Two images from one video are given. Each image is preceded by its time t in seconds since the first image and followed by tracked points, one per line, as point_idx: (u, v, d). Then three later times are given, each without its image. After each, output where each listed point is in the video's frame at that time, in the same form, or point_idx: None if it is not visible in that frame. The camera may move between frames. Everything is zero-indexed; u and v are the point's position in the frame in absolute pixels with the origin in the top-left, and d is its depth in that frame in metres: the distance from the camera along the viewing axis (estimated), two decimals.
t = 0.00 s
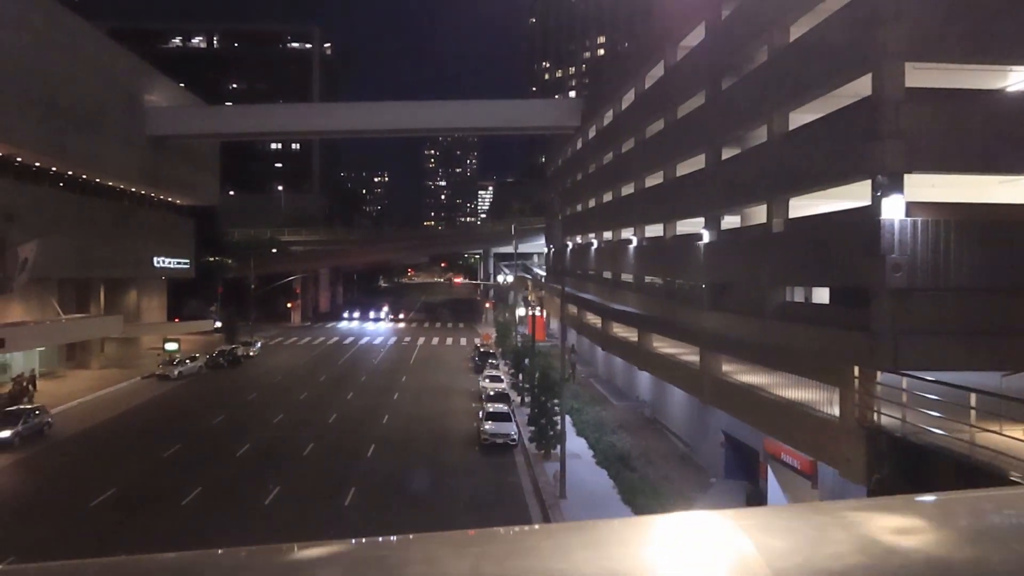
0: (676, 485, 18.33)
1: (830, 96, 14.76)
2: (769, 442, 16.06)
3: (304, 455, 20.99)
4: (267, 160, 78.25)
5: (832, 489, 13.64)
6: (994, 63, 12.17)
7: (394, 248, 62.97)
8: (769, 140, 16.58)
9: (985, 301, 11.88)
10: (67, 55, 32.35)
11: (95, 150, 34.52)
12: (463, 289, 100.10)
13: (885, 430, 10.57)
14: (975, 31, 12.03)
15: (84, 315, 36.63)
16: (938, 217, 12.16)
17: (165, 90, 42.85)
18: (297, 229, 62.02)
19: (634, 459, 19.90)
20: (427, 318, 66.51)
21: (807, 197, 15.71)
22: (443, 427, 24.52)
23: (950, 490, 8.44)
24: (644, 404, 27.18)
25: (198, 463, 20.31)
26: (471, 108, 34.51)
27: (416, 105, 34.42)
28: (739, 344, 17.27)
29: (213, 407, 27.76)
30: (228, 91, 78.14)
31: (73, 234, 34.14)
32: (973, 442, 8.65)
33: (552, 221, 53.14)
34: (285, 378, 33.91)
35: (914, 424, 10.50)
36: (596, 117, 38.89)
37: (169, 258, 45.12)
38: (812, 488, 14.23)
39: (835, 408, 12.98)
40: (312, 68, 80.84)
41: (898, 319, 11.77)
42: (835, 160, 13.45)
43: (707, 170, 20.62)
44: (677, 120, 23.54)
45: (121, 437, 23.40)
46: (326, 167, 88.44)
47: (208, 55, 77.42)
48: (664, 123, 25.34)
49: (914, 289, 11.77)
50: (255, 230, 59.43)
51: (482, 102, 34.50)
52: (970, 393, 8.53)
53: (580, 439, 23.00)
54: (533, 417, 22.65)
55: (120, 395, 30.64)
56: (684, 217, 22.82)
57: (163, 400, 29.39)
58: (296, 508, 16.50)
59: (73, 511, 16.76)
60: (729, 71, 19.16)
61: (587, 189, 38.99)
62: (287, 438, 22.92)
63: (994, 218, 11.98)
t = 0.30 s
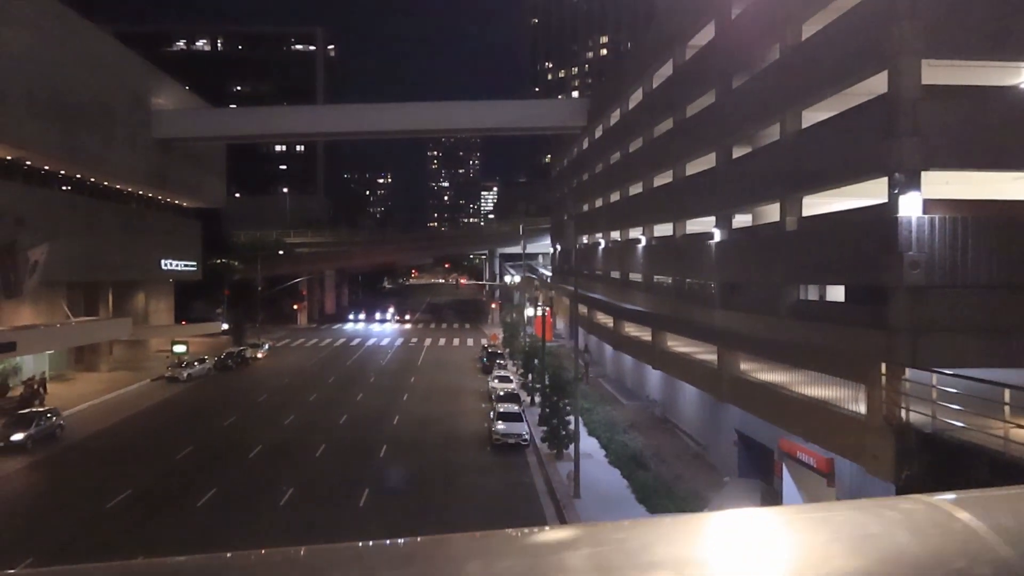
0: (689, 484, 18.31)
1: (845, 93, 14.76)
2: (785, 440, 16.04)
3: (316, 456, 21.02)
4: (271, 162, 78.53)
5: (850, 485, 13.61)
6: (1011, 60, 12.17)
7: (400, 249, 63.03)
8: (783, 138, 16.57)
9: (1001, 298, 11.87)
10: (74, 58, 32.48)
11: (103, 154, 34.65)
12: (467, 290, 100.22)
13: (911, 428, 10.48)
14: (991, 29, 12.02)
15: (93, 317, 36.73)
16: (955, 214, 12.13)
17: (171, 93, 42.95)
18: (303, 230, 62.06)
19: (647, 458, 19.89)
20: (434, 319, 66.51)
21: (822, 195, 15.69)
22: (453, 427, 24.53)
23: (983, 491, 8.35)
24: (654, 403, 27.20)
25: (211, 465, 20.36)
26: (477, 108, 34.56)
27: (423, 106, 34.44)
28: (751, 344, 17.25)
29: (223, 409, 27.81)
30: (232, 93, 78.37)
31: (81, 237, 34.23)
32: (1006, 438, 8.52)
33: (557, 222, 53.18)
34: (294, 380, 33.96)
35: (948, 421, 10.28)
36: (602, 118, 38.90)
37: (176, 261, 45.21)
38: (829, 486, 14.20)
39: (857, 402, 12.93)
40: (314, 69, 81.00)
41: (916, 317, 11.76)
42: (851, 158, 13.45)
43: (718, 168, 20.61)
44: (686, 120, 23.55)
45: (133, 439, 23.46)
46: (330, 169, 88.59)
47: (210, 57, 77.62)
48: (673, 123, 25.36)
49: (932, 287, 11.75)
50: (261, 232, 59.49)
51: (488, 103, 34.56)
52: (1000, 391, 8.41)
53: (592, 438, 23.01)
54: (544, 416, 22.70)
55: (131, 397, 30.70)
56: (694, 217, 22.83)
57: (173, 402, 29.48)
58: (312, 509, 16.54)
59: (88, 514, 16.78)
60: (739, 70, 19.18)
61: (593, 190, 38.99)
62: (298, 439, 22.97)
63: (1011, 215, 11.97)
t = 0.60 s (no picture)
0: (702, 484, 18.32)
1: (861, 93, 14.74)
2: (800, 441, 16.04)
3: (328, 456, 21.06)
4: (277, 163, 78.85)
5: (867, 485, 13.60)
6: None
7: (406, 250, 63.05)
8: (797, 138, 16.55)
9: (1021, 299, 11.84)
10: (85, 60, 32.60)
11: (113, 155, 34.76)
12: (473, 291, 100.27)
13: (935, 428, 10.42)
14: (1010, 28, 12.00)
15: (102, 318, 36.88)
16: (973, 214, 12.11)
17: (180, 94, 43.07)
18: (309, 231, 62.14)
19: (659, 459, 19.90)
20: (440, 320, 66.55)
21: (837, 196, 15.65)
22: (464, 428, 24.55)
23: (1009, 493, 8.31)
24: (664, 403, 27.22)
25: (223, 466, 20.40)
26: (486, 109, 34.59)
27: (432, 106, 34.46)
28: (765, 344, 17.22)
29: (234, 410, 27.89)
30: (240, 95, 79.44)
31: (91, 238, 34.33)
32: None
33: (564, 222, 53.15)
34: (303, 381, 34.00)
35: (980, 420, 10.13)
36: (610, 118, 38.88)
37: (184, 261, 45.30)
38: (845, 486, 14.21)
39: (880, 400, 12.88)
40: (321, 69, 79.96)
41: (935, 317, 11.74)
42: (867, 159, 13.44)
43: (730, 169, 20.60)
44: (696, 120, 23.56)
45: (145, 440, 23.54)
46: (336, 170, 88.77)
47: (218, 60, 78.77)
48: (683, 122, 25.34)
49: (951, 287, 11.73)
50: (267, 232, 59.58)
51: (496, 103, 34.60)
52: None
53: (603, 439, 23.04)
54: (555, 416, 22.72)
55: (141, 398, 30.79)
56: (705, 217, 22.80)
57: (183, 403, 29.54)
58: (327, 509, 16.58)
59: (103, 515, 16.80)
60: (752, 70, 19.19)
61: (601, 190, 38.96)
62: (309, 440, 23.00)
63: None
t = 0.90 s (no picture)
0: (717, 483, 18.31)
1: (876, 91, 14.72)
2: (816, 439, 16.00)
3: (341, 456, 21.11)
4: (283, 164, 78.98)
5: (885, 484, 13.57)
6: None
7: (414, 249, 63.12)
8: (811, 137, 16.53)
9: None
10: (96, 61, 32.71)
11: (123, 156, 34.85)
12: (479, 292, 100.29)
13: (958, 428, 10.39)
14: None
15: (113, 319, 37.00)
16: (993, 212, 12.08)
17: (189, 95, 43.18)
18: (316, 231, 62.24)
19: (672, 458, 19.89)
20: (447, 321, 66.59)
21: (853, 195, 15.63)
22: (475, 428, 24.56)
23: None
24: (675, 403, 27.20)
25: (236, 465, 20.43)
26: (494, 109, 34.59)
27: (441, 106, 34.48)
28: (780, 343, 17.17)
29: (245, 410, 27.95)
30: (245, 96, 78.89)
31: (102, 239, 34.43)
32: None
33: (571, 222, 53.14)
34: (313, 381, 34.06)
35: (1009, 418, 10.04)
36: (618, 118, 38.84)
37: (193, 262, 45.41)
38: (863, 485, 14.19)
39: (905, 398, 12.86)
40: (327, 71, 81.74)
41: (955, 316, 11.70)
42: (885, 158, 13.41)
43: (742, 168, 20.57)
44: (708, 119, 23.53)
45: (158, 440, 23.59)
46: (343, 171, 88.90)
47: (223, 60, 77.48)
48: (694, 121, 25.31)
49: (971, 286, 11.70)
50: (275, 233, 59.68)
51: (505, 103, 34.60)
52: None
53: (616, 439, 23.00)
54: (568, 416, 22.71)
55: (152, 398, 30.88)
56: (717, 216, 22.76)
57: (194, 403, 29.61)
58: (342, 508, 16.61)
59: (119, 514, 16.86)
60: (765, 69, 19.15)
61: (610, 190, 38.95)
62: (321, 440, 23.05)
63: None
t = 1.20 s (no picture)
0: (731, 484, 18.30)
1: (893, 92, 14.70)
2: (832, 441, 15.97)
3: (354, 456, 21.14)
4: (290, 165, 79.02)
5: (903, 486, 13.53)
6: None
7: (422, 250, 63.21)
8: (827, 138, 16.49)
9: None
10: (107, 62, 32.85)
11: (134, 157, 34.98)
12: (487, 292, 100.41)
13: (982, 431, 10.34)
14: None
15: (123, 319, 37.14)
16: (1013, 213, 12.03)
17: (198, 95, 43.30)
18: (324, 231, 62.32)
19: (684, 459, 19.90)
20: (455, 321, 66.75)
21: (869, 196, 15.61)
22: (487, 428, 24.59)
23: None
24: (685, 404, 27.21)
25: (251, 465, 20.49)
26: (504, 109, 34.62)
27: (450, 107, 34.54)
28: (795, 344, 17.16)
29: (256, 410, 28.01)
30: (254, 96, 80.42)
31: (113, 239, 34.57)
32: None
33: (579, 223, 53.13)
34: (323, 381, 34.14)
35: None
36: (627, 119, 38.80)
37: (202, 262, 45.55)
38: (880, 486, 14.14)
39: (926, 399, 12.81)
40: (334, 71, 80.05)
41: (974, 318, 11.68)
42: (902, 159, 13.39)
43: (756, 169, 20.55)
44: (720, 120, 23.52)
45: (171, 439, 23.70)
46: (351, 172, 89.13)
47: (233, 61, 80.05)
48: (706, 122, 25.32)
49: (991, 287, 11.66)
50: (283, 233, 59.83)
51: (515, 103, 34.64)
52: None
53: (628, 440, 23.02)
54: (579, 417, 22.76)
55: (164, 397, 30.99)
56: (730, 216, 22.75)
57: (206, 402, 29.73)
58: (356, 508, 16.63)
59: (135, 513, 16.94)
60: (779, 70, 19.14)
61: (619, 190, 38.92)
62: (333, 440, 23.11)
63: None
